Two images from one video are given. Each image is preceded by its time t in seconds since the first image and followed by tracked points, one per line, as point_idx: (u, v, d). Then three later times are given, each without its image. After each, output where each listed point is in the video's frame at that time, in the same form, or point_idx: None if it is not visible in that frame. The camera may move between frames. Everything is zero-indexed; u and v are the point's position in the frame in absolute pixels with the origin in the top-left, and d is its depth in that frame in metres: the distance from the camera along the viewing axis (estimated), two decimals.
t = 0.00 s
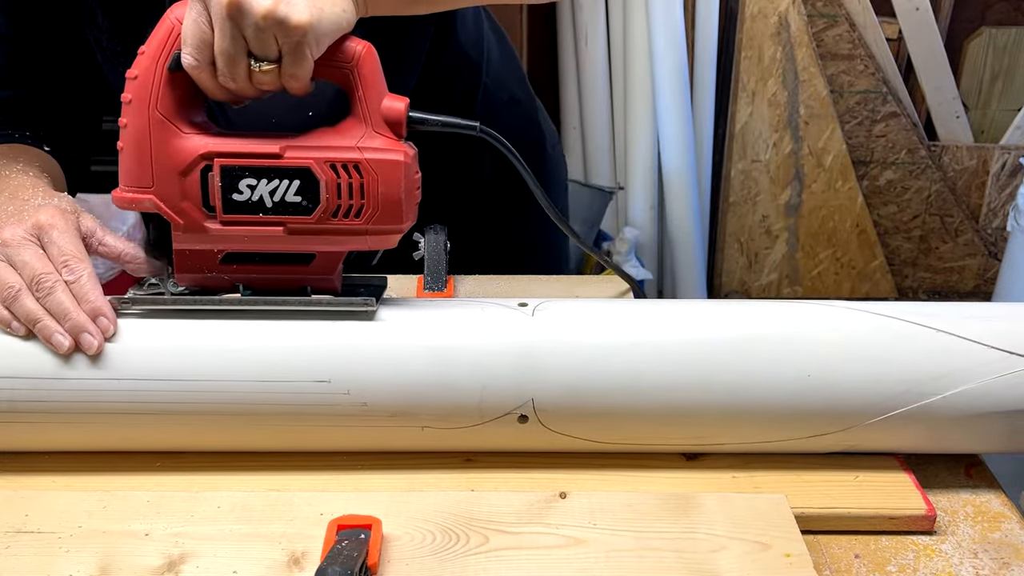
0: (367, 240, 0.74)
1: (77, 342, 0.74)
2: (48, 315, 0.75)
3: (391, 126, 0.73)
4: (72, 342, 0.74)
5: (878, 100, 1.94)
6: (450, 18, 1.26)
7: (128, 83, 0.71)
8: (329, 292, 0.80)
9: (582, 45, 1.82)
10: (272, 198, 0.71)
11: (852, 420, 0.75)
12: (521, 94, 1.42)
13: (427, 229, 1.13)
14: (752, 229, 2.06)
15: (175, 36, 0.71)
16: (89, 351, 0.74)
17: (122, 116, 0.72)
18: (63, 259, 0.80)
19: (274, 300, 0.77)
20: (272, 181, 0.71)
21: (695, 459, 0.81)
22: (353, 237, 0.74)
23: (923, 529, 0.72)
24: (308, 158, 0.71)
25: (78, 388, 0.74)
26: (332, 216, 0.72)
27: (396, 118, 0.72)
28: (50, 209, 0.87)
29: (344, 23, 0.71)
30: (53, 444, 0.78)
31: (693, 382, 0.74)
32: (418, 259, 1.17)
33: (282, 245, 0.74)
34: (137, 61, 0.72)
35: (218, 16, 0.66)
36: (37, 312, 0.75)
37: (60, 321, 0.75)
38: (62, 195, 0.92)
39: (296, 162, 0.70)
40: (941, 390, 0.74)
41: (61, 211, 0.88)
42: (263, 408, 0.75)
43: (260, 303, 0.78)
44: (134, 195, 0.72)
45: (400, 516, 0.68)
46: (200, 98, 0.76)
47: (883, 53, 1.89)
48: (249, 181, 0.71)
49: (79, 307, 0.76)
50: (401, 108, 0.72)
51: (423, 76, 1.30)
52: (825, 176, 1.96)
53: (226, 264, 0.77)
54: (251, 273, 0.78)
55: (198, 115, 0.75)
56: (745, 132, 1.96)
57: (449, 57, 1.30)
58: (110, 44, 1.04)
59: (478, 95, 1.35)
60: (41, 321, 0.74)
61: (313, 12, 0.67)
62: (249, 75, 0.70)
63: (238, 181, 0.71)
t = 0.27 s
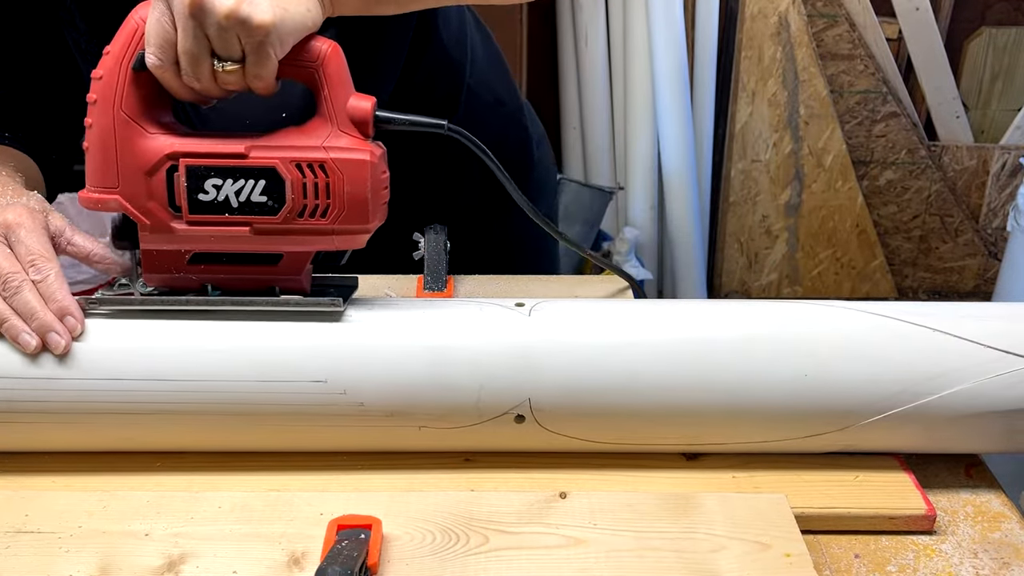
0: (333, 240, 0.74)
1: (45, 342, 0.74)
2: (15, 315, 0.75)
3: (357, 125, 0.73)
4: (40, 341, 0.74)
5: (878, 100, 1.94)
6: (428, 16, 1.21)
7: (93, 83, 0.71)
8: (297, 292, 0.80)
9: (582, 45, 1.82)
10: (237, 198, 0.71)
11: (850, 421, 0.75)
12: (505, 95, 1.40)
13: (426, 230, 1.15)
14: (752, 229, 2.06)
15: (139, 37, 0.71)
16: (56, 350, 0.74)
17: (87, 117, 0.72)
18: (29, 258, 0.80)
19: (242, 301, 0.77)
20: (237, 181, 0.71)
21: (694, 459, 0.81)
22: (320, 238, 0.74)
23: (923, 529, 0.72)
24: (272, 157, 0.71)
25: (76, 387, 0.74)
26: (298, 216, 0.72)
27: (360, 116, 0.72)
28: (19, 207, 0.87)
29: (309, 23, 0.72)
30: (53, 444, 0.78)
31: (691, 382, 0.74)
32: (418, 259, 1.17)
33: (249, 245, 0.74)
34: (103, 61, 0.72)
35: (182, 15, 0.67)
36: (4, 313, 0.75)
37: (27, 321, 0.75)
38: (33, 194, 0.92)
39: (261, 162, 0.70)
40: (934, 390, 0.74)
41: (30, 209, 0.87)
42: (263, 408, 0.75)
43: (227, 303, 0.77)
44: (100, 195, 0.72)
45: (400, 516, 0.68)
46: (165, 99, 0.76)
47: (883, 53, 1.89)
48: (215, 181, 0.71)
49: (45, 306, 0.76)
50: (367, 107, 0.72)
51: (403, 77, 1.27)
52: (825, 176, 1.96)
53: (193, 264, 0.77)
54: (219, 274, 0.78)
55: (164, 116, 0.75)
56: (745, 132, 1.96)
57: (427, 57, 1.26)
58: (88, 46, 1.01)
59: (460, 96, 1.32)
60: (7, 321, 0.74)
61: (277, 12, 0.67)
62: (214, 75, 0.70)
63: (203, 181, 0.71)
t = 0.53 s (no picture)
0: (305, 240, 0.74)
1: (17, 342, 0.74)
2: None
3: (330, 125, 0.73)
4: (11, 341, 0.74)
5: (878, 100, 1.94)
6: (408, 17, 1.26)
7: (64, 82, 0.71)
8: (269, 291, 0.80)
9: (582, 44, 1.82)
10: (209, 197, 0.71)
11: (847, 421, 0.75)
12: (488, 95, 1.41)
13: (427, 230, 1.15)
14: (752, 229, 2.06)
15: (111, 36, 0.71)
16: (28, 349, 0.73)
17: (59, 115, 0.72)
18: None
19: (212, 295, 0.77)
20: (209, 180, 0.71)
21: (694, 458, 0.81)
22: (291, 237, 0.74)
23: (923, 529, 0.72)
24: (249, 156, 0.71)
25: (76, 387, 0.74)
26: (270, 215, 0.72)
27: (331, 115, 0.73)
28: None
29: (279, 23, 0.72)
30: (53, 444, 0.78)
31: (688, 382, 0.74)
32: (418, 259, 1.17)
33: (221, 245, 0.74)
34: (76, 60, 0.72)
35: (152, 15, 0.67)
36: None
37: None
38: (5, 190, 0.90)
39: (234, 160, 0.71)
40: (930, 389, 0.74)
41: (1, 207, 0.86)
42: (264, 408, 0.75)
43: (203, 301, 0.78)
44: (71, 194, 0.72)
45: (400, 516, 0.68)
46: (138, 97, 0.76)
47: (883, 53, 1.89)
48: (187, 180, 0.71)
49: (16, 305, 0.75)
50: (340, 107, 0.73)
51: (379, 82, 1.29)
52: (825, 176, 1.96)
53: (166, 263, 0.77)
54: (191, 273, 0.77)
55: (137, 115, 0.75)
56: (745, 132, 1.96)
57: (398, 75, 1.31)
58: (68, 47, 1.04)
59: (442, 97, 1.35)
60: None
61: (246, 11, 0.68)
62: (185, 75, 0.71)
63: (176, 180, 0.71)
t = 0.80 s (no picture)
0: (293, 240, 0.74)
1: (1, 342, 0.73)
2: None
3: (317, 126, 0.74)
4: None
5: (878, 100, 1.94)
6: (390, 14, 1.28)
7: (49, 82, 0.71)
8: (256, 291, 0.80)
9: (582, 44, 1.82)
10: (196, 197, 0.71)
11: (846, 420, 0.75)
12: (469, 86, 1.40)
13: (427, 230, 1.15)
14: (752, 229, 2.06)
15: (96, 36, 0.71)
16: (14, 349, 0.73)
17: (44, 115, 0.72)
18: None
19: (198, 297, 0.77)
20: (196, 180, 0.71)
21: (694, 458, 0.81)
22: (278, 238, 0.74)
23: (924, 529, 0.72)
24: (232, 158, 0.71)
25: (74, 386, 0.74)
26: (257, 215, 0.72)
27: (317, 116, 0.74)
28: None
29: (264, 22, 0.72)
30: (54, 444, 0.78)
31: (686, 381, 0.74)
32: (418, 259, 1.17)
33: (208, 245, 0.74)
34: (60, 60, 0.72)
35: (136, 16, 0.67)
36: None
37: None
38: None
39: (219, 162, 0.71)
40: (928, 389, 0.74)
41: None
42: (264, 408, 0.75)
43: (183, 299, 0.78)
44: (56, 194, 0.72)
45: (400, 516, 0.68)
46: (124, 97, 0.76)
47: (883, 53, 1.89)
48: (173, 180, 0.71)
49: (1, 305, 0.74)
50: (326, 107, 0.74)
51: (357, 78, 1.30)
52: (825, 176, 1.97)
53: (153, 262, 0.77)
54: (177, 273, 0.78)
55: (123, 115, 0.75)
56: (745, 132, 1.96)
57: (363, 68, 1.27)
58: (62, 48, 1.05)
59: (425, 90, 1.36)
60: None
61: (231, 11, 0.68)
62: (170, 76, 0.71)
63: (163, 180, 0.71)
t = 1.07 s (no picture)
0: (295, 235, 0.74)
1: None
2: None
3: (317, 121, 0.74)
4: None
5: (878, 100, 1.94)
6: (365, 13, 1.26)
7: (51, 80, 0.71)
8: (259, 286, 0.80)
9: (582, 43, 1.82)
10: (198, 193, 0.72)
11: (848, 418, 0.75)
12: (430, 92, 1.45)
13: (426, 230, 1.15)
14: (752, 229, 2.06)
15: (98, 33, 0.71)
16: None
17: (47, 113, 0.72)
18: None
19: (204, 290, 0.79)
20: (198, 176, 0.71)
21: (694, 457, 0.81)
22: (280, 233, 0.74)
23: (923, 529, 0.72)
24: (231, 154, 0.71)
25: (76, 383, 0.74)
26: (258, 211, 0.72)
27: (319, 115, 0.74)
28: None
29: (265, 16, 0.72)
30: (56, 442, 0.78)
31: (688, 380, 0.74)
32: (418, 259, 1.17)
33: (211, 240, 0.74)
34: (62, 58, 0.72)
35: (139, 12, 0.67)
36: None
37: None
38: None
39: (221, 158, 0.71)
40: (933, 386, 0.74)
41: None
42: (265, 406, 0.75)
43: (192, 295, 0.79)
44: (60, 191, 0.72)
45: (400, 516, 0.68)
46: (126, 95, 0.76)
47: (883, 53, 1.89)
48: (175, 176, 0.71)
49: None
50: (327, 102, 0.74)
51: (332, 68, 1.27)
52: (825, 176, 1.97)
53: (156, 259, 0.78)
54: (181, 269, 0.78)
55: (125, 112, 0.75)
56: (745, 132, 1.96)
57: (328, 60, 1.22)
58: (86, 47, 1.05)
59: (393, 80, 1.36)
60: None
61: (233, 5, 0.68)
62: (172, 70, 0.71)
63: (164, 176, 0.71)
